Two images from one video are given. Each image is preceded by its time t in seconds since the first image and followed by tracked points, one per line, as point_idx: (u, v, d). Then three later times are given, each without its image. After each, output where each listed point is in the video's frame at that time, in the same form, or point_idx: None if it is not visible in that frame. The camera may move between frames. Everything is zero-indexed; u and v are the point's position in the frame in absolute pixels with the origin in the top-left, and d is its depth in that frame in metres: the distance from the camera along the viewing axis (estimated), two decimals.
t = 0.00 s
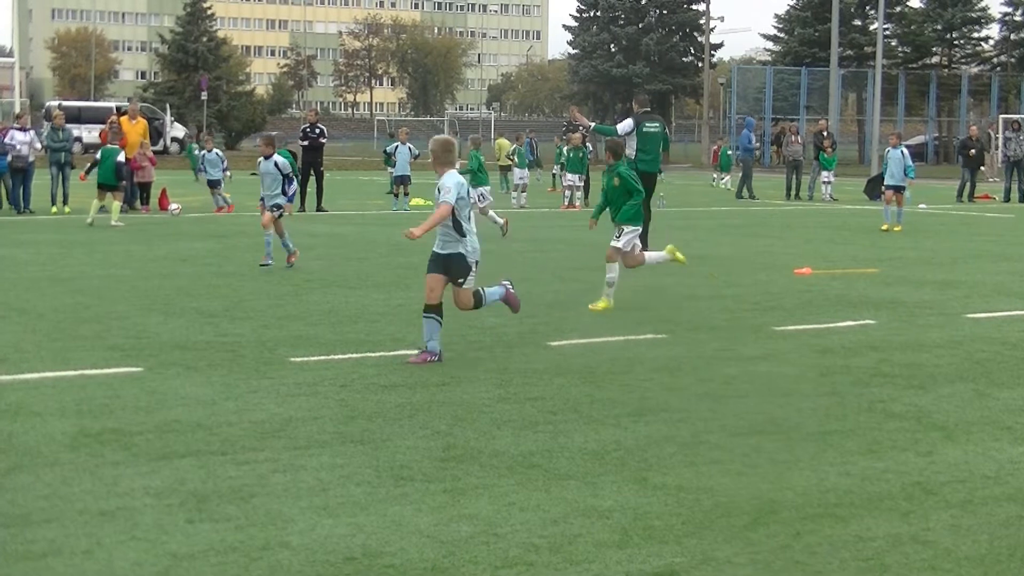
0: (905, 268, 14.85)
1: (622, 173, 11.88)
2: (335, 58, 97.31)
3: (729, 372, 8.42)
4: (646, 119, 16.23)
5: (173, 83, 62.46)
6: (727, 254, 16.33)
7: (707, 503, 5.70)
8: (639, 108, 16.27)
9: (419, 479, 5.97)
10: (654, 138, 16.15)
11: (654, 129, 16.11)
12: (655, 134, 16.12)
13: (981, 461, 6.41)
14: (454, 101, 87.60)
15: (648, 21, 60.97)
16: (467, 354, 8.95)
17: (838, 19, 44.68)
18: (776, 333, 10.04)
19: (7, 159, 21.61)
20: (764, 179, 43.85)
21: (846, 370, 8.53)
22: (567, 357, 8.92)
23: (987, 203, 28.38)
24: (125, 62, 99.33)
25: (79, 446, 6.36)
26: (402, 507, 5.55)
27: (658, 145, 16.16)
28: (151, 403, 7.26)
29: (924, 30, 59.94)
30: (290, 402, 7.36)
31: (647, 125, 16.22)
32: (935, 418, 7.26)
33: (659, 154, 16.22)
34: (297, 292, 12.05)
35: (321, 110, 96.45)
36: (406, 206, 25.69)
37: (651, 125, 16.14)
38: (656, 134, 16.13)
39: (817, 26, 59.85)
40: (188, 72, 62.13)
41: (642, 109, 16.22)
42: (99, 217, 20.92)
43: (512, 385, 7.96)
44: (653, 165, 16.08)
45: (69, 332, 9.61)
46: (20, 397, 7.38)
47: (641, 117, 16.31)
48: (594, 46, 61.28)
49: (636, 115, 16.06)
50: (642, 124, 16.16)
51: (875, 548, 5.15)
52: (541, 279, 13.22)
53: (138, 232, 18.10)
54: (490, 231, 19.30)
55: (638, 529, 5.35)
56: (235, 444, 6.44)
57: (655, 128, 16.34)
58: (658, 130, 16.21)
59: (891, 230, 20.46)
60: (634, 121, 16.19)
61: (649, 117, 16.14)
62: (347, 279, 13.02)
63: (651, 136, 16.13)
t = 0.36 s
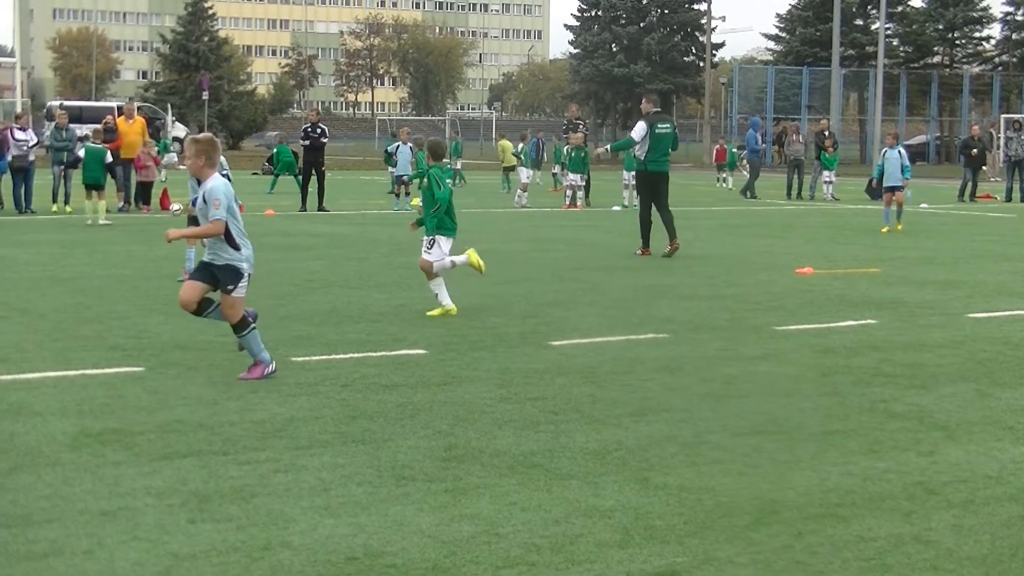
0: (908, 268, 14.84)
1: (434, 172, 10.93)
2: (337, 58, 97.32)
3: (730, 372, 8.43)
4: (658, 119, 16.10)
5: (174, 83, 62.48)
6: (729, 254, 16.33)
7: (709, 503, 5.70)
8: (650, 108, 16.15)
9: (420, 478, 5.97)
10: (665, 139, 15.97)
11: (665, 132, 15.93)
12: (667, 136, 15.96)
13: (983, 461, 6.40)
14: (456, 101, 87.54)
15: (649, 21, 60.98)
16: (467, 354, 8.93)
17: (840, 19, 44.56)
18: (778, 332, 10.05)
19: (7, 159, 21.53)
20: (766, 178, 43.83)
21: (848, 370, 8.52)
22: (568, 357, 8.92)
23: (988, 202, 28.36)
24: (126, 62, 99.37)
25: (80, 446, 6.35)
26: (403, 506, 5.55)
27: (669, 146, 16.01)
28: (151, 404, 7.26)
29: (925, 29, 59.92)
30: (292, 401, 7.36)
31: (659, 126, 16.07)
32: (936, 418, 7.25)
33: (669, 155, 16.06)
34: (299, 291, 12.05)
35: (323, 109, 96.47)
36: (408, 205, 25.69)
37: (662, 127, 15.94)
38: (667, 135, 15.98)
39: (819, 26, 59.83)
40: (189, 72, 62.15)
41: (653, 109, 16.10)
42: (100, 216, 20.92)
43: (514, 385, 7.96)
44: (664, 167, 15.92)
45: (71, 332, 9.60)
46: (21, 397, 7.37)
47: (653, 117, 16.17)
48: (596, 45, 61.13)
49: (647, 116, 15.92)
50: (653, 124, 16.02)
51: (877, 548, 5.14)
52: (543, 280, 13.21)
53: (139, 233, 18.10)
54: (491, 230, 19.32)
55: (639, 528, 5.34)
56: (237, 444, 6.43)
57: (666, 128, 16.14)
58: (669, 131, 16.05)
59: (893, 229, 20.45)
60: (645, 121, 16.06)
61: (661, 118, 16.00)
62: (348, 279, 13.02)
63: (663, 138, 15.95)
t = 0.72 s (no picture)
0: (919, 268, 14.82)
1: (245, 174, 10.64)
2: (348, 59, 97.45)
3: (742, 373, 8.43)
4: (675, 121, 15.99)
5: (185, 84, 62.60)
6: (740, 254, 16.33)
7: (721, 504, 5.70)
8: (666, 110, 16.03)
9: (433, 479, 5.97)
10: (686, 139, 15.85)
11: (686, 131, 15.81)
12: (687, 135, 15.85)
13: (995, 462, 6.39)
14: (467, 103, 87.58)
15: (661, 22, 61.00)
16: (478, 355, 8.94)
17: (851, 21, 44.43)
18: (789, 333, 10.04)
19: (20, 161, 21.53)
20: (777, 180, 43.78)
21: (860, 371, 8.52)
22: (580, 357, 8.93)
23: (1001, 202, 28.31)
24: (138, 63, 99.59)
25: (93, 447, 6.37)
26: (415, 507, 5.55)
27: (688, 145, 15.90)
28: (164, 405, 7.27)
29: (937, 30, 59.74)
30: (304, 402, 7.37)
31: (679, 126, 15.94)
32: (949, 419, 7.24)
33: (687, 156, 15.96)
34: (310, 292, 12.08)
35: (334, 110, 96.58)
36: (419, 206, 25.72)
37: (684, 126, 15.82)
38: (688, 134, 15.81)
39: (830, 26, 59.70)
40: (201, 73, 62.28)
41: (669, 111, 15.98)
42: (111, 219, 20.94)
43: (526, 385, 7.97)
44: (684, 167, 15.82)
45: (83, 333, 9.63)
46: (33, 398, 7.39)
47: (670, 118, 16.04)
48: (607, 46, 60.98)
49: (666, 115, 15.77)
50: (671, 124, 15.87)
51: (889, 549, 5.14)
52: (555, 281, 13.22)
53: (151, 234, 18.15)
54: (502, 231, 19.33)
55: (651, 529, 5.34)
56: (249, 446, 6.45)
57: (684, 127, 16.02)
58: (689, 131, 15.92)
59: (904, 231, 20.43)
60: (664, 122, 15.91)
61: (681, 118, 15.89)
62: (359, 280, 13.05)
63: (684, 137, 15.83)
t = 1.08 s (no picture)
0: (936, 269, 14.78)
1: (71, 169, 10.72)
2: (365, 60, 97.59)
3: (757, 373, 8.40)
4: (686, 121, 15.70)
5: (202, 85, 62.77)
6: (756, 255, 16.32)
7: (738, 505, 5.68)
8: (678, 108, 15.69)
9: (448, 480, 5.97)
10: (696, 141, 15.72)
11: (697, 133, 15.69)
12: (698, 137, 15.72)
13: (1013, 463, 6.36)
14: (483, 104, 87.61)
15: (677, 23, 60.94)
16: (494, 355, 8.94)
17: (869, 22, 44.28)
18: (805, 334, 10.02)
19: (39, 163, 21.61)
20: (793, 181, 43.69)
21: (875, 371, 8.49)
22: (596, 358, 8.92)
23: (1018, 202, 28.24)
24: (155, 64, 99.89)
25: (109, 447, 6.39)
26: (431, 507, 5.56)
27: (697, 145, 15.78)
28: (180, 406, 7.28)
29: (954, 30, 59.52)
30: (321, 403, 7.38)
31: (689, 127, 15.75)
32: (965, 419, 7.21)
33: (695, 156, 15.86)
34: (326, 293, 12.10)
35: (350, 111, 96.77)
36: (435, 206, 25.75)
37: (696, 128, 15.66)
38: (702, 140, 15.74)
39: (847, 27, 59.55)
40: (218, 74, 62.46)
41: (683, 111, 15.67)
42: (128, 220, 21.01)
43: (542, 386, 7.97)
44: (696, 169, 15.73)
45: (100, 335, 9.65)
46: (50, 399, 7.41)
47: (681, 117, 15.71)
48: (623, 46, 60.96)
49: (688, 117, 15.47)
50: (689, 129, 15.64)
51: (905, 550, 5.12)
52: (570, 281, 13.22)
53: (166, 234, 18.21)
54: (518, 232, 19.35)
55: (667, 529, 5.33)
56: (265, 446, 6.46)
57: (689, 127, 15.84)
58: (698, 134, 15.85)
59: (921, 232, 20.38)
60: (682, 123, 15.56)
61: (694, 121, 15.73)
62: (375, 280, 13.07)
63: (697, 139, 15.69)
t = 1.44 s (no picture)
0: (990, 269, 14.57)
1: None
2: (415, 60, 97.92)
3: (809, 374, 8.31)
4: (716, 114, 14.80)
5: (254, 85, 63.30)
6: (806, 255, 16.17)
7: (789, 505, 5.61)
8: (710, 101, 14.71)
9: (500, 479, 5.95)
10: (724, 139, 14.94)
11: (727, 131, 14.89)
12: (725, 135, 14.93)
13: None
14: (532, 104, 87.57)
15: (727, 22, 60.63)
16: (545, 355, 8.91)
17: (922, 20, 43.75)
18: (856, 334, 9.91)
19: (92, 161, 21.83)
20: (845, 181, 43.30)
21: (929, 373, 8.36)
22: (646, 358, 8.86)
23: None
24: (207, 64, 100.76)
25: (162, 445, 6.42)
26: (481, 507, 5.54)
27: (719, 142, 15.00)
28: (232, 404, 7.32)
29: (1008, 29, 58.72)
30: (371, 402, 7.39)
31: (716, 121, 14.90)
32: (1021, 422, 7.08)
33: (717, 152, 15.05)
34: (376, 292, 12.14)
35: (400, 111, 97.12)
36: (484, 206, 25.76)
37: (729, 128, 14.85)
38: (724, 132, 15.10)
39: (899, 26, 58.93)
40: (269, 74, 62.95)
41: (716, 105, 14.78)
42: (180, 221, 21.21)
43: (592, 386, 7.93)
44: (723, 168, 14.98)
45: (152, 333, 9.72)
46: (102, 397, 7.46)
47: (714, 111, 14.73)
48: (673, 46, 60.82)
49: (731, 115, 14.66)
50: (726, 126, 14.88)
51: (960, 552, 5.03)
52: (620, 281, 13.16)
53: (217, 234, 18.36)
54: (567, 231, 19.32)
55: (718, 530, 5.27)
56: (316, 444, 6.47)
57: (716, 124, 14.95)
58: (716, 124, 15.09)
59: (976, 232, 20.10)
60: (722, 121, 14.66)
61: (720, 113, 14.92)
62: (423, 280, 13.09)
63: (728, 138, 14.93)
